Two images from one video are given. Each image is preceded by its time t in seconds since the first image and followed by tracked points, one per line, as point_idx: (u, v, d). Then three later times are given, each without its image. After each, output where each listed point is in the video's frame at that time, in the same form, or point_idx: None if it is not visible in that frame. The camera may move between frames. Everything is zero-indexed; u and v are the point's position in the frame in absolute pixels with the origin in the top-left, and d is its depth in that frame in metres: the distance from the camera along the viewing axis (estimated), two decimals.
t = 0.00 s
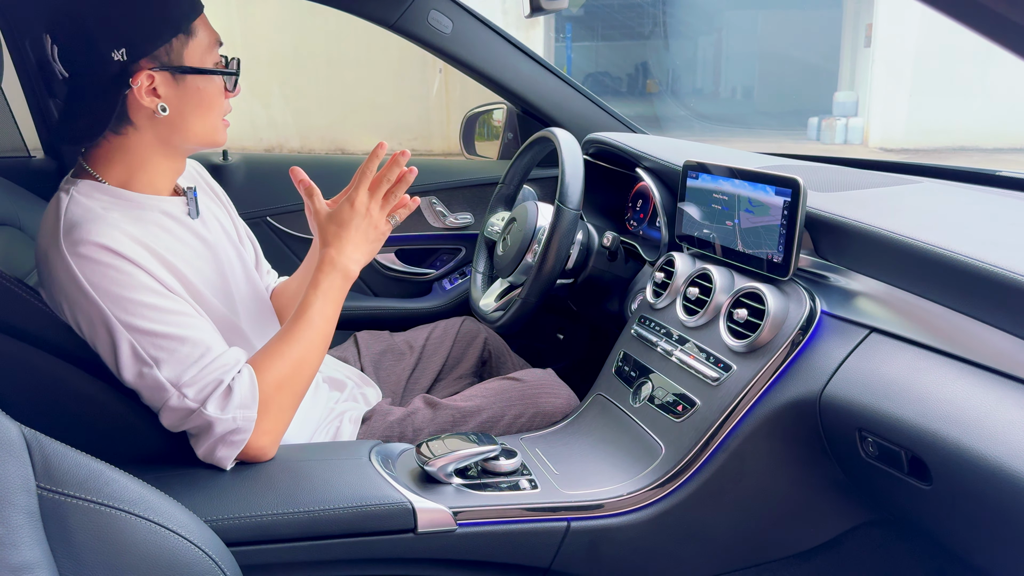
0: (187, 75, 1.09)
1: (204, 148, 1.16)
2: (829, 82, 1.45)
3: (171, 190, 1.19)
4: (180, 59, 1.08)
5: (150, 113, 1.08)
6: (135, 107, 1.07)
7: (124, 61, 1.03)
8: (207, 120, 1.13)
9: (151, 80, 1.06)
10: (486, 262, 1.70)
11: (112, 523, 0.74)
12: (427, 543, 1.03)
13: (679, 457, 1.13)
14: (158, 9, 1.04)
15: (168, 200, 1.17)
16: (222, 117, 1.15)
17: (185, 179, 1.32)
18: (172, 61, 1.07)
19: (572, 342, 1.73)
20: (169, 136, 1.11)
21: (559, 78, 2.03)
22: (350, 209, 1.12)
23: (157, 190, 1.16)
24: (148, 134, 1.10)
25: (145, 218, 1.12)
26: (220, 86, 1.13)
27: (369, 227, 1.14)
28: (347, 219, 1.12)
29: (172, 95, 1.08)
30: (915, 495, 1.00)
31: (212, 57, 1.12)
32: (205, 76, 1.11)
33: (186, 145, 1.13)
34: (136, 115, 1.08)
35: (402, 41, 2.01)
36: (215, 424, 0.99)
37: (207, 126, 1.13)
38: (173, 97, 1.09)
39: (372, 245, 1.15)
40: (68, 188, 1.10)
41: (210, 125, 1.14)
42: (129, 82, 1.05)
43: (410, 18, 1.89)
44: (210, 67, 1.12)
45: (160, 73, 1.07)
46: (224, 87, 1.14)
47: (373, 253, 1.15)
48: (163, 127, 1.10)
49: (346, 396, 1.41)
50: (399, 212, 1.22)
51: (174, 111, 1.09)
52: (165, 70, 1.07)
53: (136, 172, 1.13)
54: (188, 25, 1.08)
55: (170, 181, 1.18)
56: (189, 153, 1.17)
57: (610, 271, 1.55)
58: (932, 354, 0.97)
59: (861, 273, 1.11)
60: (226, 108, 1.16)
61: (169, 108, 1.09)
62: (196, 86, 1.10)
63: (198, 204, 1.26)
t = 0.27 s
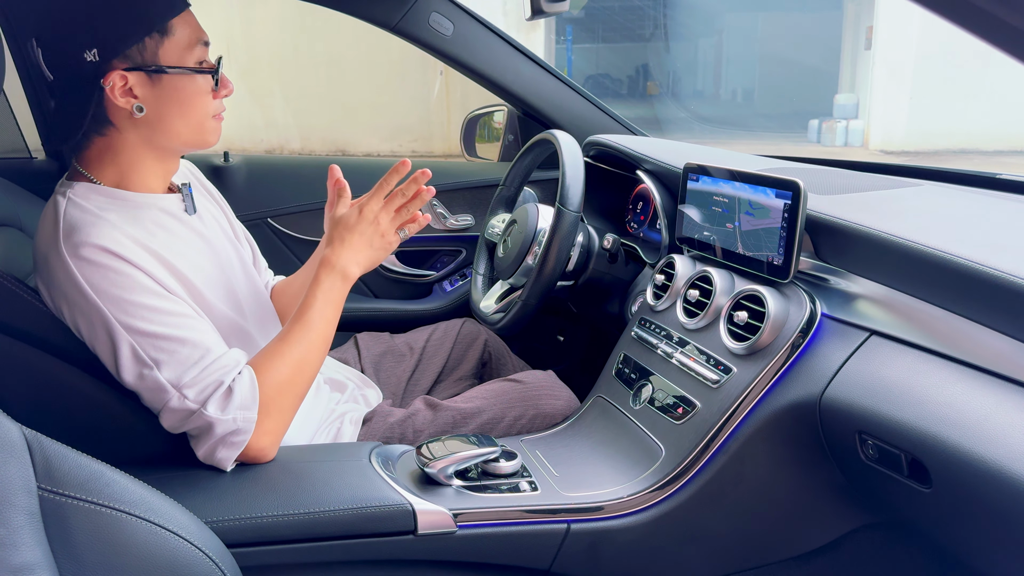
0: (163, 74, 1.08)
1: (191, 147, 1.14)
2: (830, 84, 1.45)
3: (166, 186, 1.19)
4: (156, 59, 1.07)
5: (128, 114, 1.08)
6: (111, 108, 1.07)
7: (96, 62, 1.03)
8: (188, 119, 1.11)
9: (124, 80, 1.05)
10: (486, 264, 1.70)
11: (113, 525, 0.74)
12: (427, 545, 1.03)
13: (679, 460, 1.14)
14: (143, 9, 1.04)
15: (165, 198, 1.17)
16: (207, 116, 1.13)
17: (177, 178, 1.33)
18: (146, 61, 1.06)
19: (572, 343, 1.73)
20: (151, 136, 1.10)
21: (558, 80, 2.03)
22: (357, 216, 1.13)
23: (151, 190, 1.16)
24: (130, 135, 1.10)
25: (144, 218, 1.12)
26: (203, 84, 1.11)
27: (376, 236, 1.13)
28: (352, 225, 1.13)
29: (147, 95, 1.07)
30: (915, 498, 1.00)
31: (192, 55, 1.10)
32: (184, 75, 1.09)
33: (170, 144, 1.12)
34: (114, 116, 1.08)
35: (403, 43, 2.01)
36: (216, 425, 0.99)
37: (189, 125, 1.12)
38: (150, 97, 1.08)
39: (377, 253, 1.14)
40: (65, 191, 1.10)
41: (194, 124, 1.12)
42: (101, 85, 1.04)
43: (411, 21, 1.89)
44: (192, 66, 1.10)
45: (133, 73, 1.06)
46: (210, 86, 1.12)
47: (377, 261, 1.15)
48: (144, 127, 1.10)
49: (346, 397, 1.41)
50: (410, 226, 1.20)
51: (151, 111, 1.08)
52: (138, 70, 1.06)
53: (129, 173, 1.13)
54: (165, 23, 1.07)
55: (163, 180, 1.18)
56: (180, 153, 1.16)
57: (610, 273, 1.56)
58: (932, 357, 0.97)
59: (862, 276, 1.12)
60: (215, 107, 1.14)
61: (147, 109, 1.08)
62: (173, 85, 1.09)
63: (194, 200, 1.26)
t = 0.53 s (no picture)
0: (149, 78, 1.07)
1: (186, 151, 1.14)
2: (830, 89, 1.45)
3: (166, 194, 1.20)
4: (142, 63, 1.07)
5: (118, 118, 1.08)
6: (99, 114, 1.07)
7: (83, 67, 1.04)
8: (178, 124, 1.10)
9: (111, 85, 1.06)
10: (486, 268, 1.70)
11: (110, 529, 0.74)
12: (426, 550, 1.03)
13: (678, 465, 1.14)
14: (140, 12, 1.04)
15: (164, 205, 1.17)
16: (200, 121, 1.12)
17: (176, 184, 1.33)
18: (132, 65, 1.06)
19: (574, 346, 1.72)
20: (141, 141, 1.11)
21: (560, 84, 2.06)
22: (363, 212, 1.15)
23: (150, 196, 1.16)
24: (123, 140, 1.11)
25: (140, 224, 1.12)
26: (197, 88, 1.10)
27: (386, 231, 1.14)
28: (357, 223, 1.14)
29: (135, 100, 1.07)
30: (914, 503, 1.00)
31: (182, 58, 1.09)
32: (173, 79, 1.08)
33: (161, 148, 1.12)
34: (105, 121, 1.08)
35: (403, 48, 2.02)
36: (207, 436, 0.99)
37: (179, 130, 1.11)
38: (137, 101, 1.07)
39: (382, 252, 1.14)
40: (63, 196, 1.10)
41: (185, 129, 1.11)
42: (87, 90, 1.05)
43: (411, 26, 1.90)
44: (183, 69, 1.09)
45: (119, 78, 1.06)
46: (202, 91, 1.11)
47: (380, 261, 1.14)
48: (134, 132, 1.10)
49: (345, 401, 1.41)
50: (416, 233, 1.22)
51: (140, 115, 1.08)
52: (124, 74, 1.06)
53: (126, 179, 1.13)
54: (150, 27, 1.06)
55: (161, 184, 1.18)
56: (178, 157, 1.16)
57: (610, 277, 1.55)
58: (931, 362, 0.97)
59: (861, 281, 1.12)
60: (209, 112, 1.12)
61: (135, 113, 1.08)
62: (159, 88, 1.08)
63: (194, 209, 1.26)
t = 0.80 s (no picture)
0: (143, 86, 1.07)
1: (182, 157, 1.14)
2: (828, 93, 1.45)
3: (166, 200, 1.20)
4: (136, 71, 1.06)
5: (112, 125, 1.09)
6: (94, 121, 1.08)
7: (78, 74, 1.04)
8: (173, 130, 1.10)
9: (104, 92, 1.06)
10: (483, 271, 1.71)
11: (105, 532, 0.75)
12: (420, 553, 1.03)
13: (672, 468, 1.14)
14: (137, 18, 1.04)
15: (165, 211, 1.18)
16: (195, 127, 1.12)
17: (179, 188, 1.33)
18: (125, 73, 1.06)
19: (570, 350, 1.72)
20: (139, 149, 1.11)
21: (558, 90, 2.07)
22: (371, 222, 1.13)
23: (149, 202, 1.17)
24: (119, 147, 1.11)
25: (137, 228, 1.13)
26: (192, 95, 1.10)
27: (402, 241, 1.13)
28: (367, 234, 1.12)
29: (128, 107, 1.07)
30: (908, 507, 1.00)
31: (176, 64, 1.09)
32: (167, 86, 1.08)
33: (157, 155, 1.12)
34: (100, 128, 1.09)
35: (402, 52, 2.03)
36: (199, 443, 0.99)
37: (174, 137, 1.11)
38: (131, 109, 1.08)
39: (389, 261, 1.14)
40: (62, 199, 1.10)
41: (180, 135, 1.11)
42: (82, 97, 1.05)
43: (409, 29, 1.92)
44: (178, 75, 1.09)
45: (112, 86, 1.06)
46: (197, 97, 1.11)
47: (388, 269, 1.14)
48: (131, 138, 1.11)
49: (342, 405, 1.41)
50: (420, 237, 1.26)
51: (134, 123, 1.08)
52: (117, 82, 1.06)
53: (124, 184, 1.13)
54: (143, 35, 1.06)
55: (160, 189, 1.18)
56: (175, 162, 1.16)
57: (606, 280, 1.56)
58: (924, 366, 0.97)
59: (856, 285, 1.12)
60: (204, 117, 1.13)
61: (129, 120, 1.08)
62: (153, 95, 1.08)
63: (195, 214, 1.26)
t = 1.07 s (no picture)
0: (136, 91, 1.07)
1: (176, 162, 1.13)
2: (827, 98, 1.46)
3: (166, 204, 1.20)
4: (128, 77, 1.06)
5: (107, 131, 1.09)
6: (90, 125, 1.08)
7: (72, 80, 1.05)
8: (166, 135, 1.10)
9: (98, 98, 1.06)
10: (482, 274, 1.71)
11: (104, 535, 0.74)
12: (419, 557, 1.02)
13: (671, 472, 1.14)
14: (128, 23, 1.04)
15: (165, 216, 1.18)
16: (189, 133, 1.11)
17: (179, 194, 1.33)
18: (118, 79, 1.06)
19: (569, 354, 1.73)
20: (133, 153, 1.11)
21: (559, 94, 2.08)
22: (360, 220, 1.14)
23: (150, 207, 1.17)
24: (116, 152, 1.11)
25: (138, 231, 1.13)
26: (182, 100, 1.09)
27: (392, 235, 1.15)
28: (358, 230, 1.14)
29: (122, 113, 1.07)
30: (907, 511, 1.00)
31: (168, 70, 1.07)
32: (159, 90, 1.07)
33: (153, 162, 1.12)
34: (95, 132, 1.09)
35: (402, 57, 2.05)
36: (200, 445, 0.99)
37: (167, 143, 1.11)
38: (124, 114, 1.07)
39: (382, 258, 1.16)
40: (64, 201, 1.11)
41: (173, 141, 1.11)
42: (78, 102, 1.06)
43: (408, 34, 1.94)
44: (169, 81, 1.08)
45: (105, 92, 1.06)
46: (189, 103, 1.10)
47: (382, 265, 1.16)
48: (126, 144, 1.11)
49: (340, 408, 1.41)
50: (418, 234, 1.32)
51: (128, 128, 1.08)
52: (110, 88, 1.06)
53: (124, 188, 1.13)
54: (134, 41, 1.05)
55: (160, 194, 1.18)
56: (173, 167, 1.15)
57: (604, 284, 1.59)
58: (923, 370, 0.97)
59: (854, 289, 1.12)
60: (198, 123, 1.12)
61: (123, 125, 1.08)
62: (145, 101, 1.07)
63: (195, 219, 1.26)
